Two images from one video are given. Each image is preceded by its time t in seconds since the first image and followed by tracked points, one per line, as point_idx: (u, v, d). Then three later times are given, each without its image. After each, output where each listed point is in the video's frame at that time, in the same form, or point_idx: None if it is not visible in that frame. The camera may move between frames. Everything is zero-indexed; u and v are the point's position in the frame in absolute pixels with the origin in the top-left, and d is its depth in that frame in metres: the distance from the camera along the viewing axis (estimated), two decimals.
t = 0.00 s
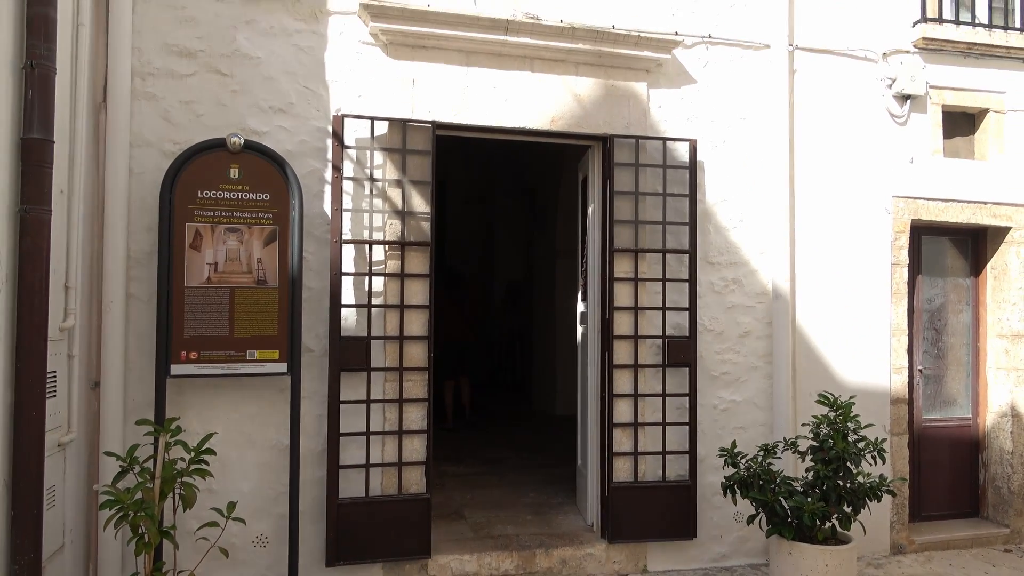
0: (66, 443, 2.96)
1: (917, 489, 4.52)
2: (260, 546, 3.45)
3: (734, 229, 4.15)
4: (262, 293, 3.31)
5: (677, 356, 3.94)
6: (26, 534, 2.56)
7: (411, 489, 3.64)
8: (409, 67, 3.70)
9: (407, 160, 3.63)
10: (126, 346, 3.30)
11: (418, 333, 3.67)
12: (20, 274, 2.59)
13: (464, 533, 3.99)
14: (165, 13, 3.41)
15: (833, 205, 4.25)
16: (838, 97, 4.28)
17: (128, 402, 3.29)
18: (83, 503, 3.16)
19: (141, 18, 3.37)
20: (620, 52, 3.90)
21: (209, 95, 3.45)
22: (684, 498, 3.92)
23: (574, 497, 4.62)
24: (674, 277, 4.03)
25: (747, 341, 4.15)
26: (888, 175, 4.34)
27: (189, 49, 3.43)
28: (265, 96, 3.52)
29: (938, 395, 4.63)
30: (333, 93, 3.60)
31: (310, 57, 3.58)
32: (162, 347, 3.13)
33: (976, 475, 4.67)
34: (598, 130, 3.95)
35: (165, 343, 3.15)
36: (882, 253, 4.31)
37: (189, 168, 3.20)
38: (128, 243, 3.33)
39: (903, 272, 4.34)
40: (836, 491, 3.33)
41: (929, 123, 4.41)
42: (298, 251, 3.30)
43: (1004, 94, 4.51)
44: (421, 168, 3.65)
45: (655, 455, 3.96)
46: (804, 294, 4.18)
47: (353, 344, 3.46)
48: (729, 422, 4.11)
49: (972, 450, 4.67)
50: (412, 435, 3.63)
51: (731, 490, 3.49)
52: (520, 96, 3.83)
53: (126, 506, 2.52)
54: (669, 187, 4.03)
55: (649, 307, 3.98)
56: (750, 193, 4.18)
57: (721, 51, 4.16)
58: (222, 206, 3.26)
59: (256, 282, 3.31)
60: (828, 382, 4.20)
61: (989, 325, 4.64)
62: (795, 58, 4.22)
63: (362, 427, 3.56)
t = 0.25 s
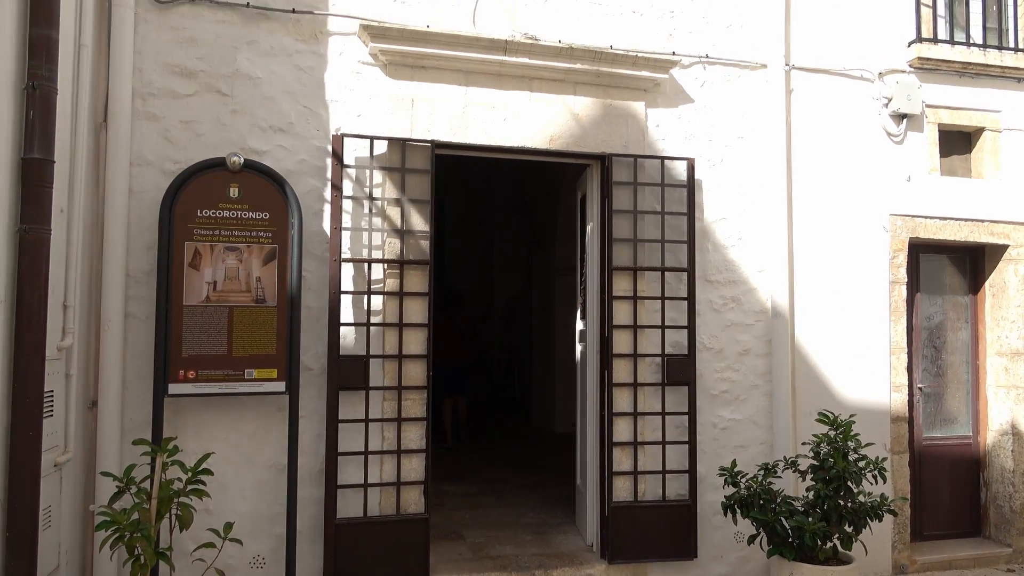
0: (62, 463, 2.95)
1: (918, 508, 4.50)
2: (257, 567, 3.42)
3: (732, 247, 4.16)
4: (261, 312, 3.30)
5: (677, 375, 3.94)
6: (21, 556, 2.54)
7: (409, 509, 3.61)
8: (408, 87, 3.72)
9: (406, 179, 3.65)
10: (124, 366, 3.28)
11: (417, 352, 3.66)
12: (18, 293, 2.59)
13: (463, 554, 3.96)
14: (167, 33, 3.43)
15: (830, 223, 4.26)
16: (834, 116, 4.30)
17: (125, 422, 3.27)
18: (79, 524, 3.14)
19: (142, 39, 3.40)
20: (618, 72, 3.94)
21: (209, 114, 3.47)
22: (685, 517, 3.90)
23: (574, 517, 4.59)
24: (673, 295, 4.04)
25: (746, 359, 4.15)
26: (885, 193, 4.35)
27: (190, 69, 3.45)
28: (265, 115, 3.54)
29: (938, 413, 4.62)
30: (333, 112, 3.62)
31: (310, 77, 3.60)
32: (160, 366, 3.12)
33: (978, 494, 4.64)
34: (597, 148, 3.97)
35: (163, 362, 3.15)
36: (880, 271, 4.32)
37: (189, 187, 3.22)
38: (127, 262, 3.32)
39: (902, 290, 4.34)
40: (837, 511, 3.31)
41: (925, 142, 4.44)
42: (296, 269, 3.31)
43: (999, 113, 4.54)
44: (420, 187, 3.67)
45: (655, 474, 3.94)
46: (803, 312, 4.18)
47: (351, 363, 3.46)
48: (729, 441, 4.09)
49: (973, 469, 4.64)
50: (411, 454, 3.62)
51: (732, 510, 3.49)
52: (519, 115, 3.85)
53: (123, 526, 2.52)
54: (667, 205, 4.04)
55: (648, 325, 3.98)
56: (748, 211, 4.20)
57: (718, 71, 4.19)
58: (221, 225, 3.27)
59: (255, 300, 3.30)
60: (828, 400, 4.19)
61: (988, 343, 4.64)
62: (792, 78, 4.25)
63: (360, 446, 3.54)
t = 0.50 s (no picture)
0: (57, 486, 2.93)
1: (919, 533, 4.47)
2: None
3: (730, 270, 4.16)
4: (259, 334, 3.30)
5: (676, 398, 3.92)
6: None
7: (407, 533, 3.58)
8: (408, 110, 3.74)
9: (406, 202, 3.66)
10: (121, 388, 3.27)
11: (415, 375, 3.65)
12: (17, 315, 2.58)
13: None
14: (169, 57, 3.46)
15: (828, 246, 4.27)
16: (831, 140, 4.33)
17: (121, 444, 3.25)
18: (73, 548, 3.11)
19: (144, 63, 3.43)
20: (616, 96, 3.97)
21: (210, 137, 3.49)
22: (684, 542, 3.87)
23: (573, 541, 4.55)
24: (671, 317, 4.04)
25: (745, 382, 4.14)
26: (883, 217, 4.37)
27: (192, 92, 3.48)
28: (265, 138, 3.56)
29: (938, 437, 4.61)
30: (333, 135, 3.64)
31: (310, 100, 3.63)
32: (157, 388, 3.11)
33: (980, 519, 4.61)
34: (596, 171, 3.99)
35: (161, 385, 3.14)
36: (879, 294, 4.32)
37: (189, 209, 3.23)
38: (126, 284, 3.32)
39: (901, 313, 4.34)
40: (838, 537, 3.28)
41: (922, 166, 4.46)
42: (295, 290, 3.31)
43: (995, 137, 4.57)
44: (419, 209, 3.68)
45: (654, 498, 3.91)
46: (801, 335, 4.18)
47: (349, 386, 3.45)
48: (728, 465, 4.07)
49: (974, 493, 4.61)
50: (409, 478, 3.59)
51: (731, 535, 3.46)
52: (518, 139, 3.88)
53: (117, 552, 2.49)
54: (666, 228, 4.06)
55: (647, 348, 3.97)
56: (746, 234, 4.21)
57: (716, 95, 4.22)
58: (220, 246, 3.27)
59: (253, 322, 3.30)
60: (827, 424, 4.18)
61: (987, 367, 4.63)
62: (789, 102, 4.29)
63: (358, 470, 3.52)
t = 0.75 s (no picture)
0: (51, 508, 2.91)
1: (920, 557, 4.44)
2: None
3: (729, 292, 4.17)
4: (257, 354, 3.29)
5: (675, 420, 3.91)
6: None
7: (403, 557, 3.55)
8: (407, 132, 3.76)
9: (405, 223, 3.67)
10: (117, 409, 3.26)
11: (413, 396, 3.63)
12: (14, 335, 2.58)
13: None
14: (171, 78, 3.49)
15: (826, 268, 4.28)
16: (828, 162, 4.36)
17: (117, 466, 3.23)
18: (66, 571, 3.08)
19: (146, 84, 3.46)
20: (614, 118, 4.00)
21: (210, 158, 3.50)
22: (684, 566, 3.84)
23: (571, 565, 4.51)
24: (670, 339, 4.03)
25: (745, 405, 4.12)
26: (881, 240, 4.38)
27: (193, 113, 3.50)
28: (266, 159, 3.57)
29: (938, 460, 4.58)
30: (333, 156, 3.66)
31: (311, 122, 3.65)
32: (154, 409, 3.10)
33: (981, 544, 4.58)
34: (594, 193, 4.01)
35: (158, 405, 3.12)
36: (877, 316, 4.32)
37: (188, 230, 3.24)
38: (124, 304, 3.32)
39: (900, 335, 4.34)
40: (838, 561, 3.26)
41: (919, 189, 4.48)
42: (294, 311, 3.31)
43: (991, 161, 4.60)
44: (419, 230, 3.69)
45: (653, 521, 3.89)
46: (800, 357, 4.17)
47: (347, 407, 3.43)
48: (728, 488, 4.05)
49: (975, 518, 4.58)
50: (406, 500, 3.57)
51: (731, 560, 3.45)
52: (517, 161, 3.89)
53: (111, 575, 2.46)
54: (664, 250, 4.07)
55: (646, 370, 3.97)
56: (744, 256, 4.21)
57: (713, 118, 4.25)
58: (220, 267, 3.28)
59: (251, 343, 3.29)
60: (827, 447, 4.16)
61: (987, 390, 4.62)
62: (786, 126, 4.32)
63: (355, 492, 3.49)
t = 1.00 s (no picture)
0: (44, 533, 2.88)
1: None
2: None
3: (727, 315, 4.17)
4: (254, 377, 3.28)
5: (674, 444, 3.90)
6: None
7: None
8: (407, 156, 3.78)
9: (404, 246, 3.68)
10: (113, 432, 3.23)
11: (411, 420, 3.62)
12: (11, 358, 2.57)
13: None
14: (172, 102, 3.51)
15: (823, 292, 4.28)
16: (825, 187, 4.38)
17: (112, 490, 3.21)
18: None
19: (148, 108, 3.48)
20: (612, 143, 4.03)
21: (210, 181, 3.52)
22: None
23: None
24: (669, 363, 4.03)
25: (744, 429, 4.11)
26: (878, 264, 4.40)
27: (194, 137, 3.52)
28: (266, 182, 3.59)
29: (938, 485, 4.56)
30: (333, 179, 3.68)
31: (311, 146, 3.67)
32: (150, 432, 3.08)
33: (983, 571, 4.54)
34: (593, 217, 4.02)
35: (155, 429, 3.10)
36: (875, 340, 4.32)
37: (187, 252, 3.24)
38: (122, 327, 3.31)
39: (898, 359, 4.33)
40: None
41: (915, 214, 4.50)
42: (292, 333, 3.31)
43: (987, 186, 4.63)
44: (417, 254, 3.70)
45: (652, 547, 3.86)
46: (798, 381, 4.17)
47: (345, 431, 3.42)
48: (727, 513, 4.02)
49: (977, 543, 4.55)
50: (403, 525, 3.54)
51: None
52: (516, 185, 3.91)
53: None
54: (662, 274, 4.08)
55: (644, 394, 3.96)
56: (742, 280, 4.22)
57: (711, 143, 4.28)
58: (218, 289, 3.28)
59: (249, 365, 3.28)
60: (826, 471, 4.14)
61: (986, 414, 4.61)
62: (783, 150, 4.35)
63: (351, 517, 3.47)
